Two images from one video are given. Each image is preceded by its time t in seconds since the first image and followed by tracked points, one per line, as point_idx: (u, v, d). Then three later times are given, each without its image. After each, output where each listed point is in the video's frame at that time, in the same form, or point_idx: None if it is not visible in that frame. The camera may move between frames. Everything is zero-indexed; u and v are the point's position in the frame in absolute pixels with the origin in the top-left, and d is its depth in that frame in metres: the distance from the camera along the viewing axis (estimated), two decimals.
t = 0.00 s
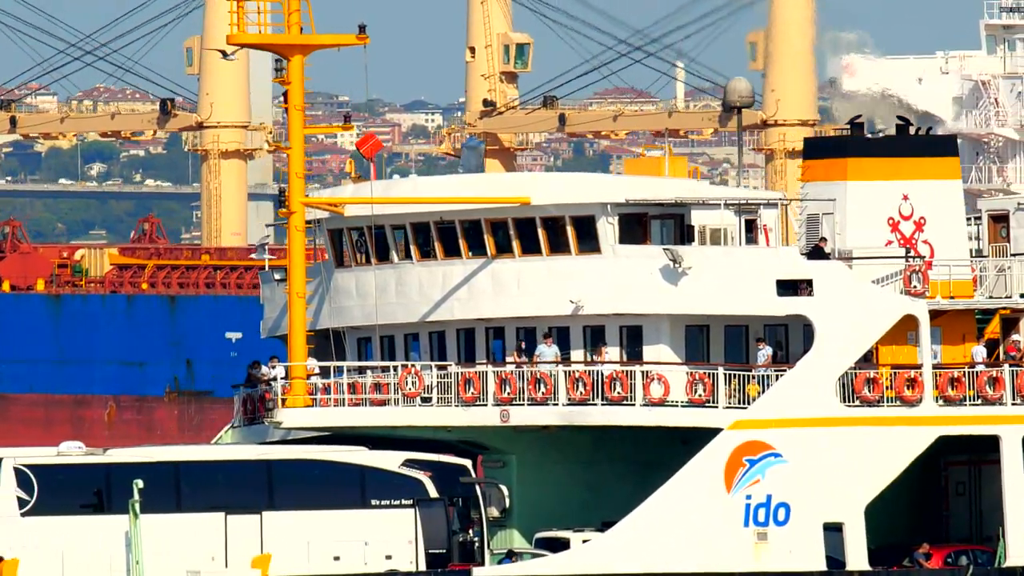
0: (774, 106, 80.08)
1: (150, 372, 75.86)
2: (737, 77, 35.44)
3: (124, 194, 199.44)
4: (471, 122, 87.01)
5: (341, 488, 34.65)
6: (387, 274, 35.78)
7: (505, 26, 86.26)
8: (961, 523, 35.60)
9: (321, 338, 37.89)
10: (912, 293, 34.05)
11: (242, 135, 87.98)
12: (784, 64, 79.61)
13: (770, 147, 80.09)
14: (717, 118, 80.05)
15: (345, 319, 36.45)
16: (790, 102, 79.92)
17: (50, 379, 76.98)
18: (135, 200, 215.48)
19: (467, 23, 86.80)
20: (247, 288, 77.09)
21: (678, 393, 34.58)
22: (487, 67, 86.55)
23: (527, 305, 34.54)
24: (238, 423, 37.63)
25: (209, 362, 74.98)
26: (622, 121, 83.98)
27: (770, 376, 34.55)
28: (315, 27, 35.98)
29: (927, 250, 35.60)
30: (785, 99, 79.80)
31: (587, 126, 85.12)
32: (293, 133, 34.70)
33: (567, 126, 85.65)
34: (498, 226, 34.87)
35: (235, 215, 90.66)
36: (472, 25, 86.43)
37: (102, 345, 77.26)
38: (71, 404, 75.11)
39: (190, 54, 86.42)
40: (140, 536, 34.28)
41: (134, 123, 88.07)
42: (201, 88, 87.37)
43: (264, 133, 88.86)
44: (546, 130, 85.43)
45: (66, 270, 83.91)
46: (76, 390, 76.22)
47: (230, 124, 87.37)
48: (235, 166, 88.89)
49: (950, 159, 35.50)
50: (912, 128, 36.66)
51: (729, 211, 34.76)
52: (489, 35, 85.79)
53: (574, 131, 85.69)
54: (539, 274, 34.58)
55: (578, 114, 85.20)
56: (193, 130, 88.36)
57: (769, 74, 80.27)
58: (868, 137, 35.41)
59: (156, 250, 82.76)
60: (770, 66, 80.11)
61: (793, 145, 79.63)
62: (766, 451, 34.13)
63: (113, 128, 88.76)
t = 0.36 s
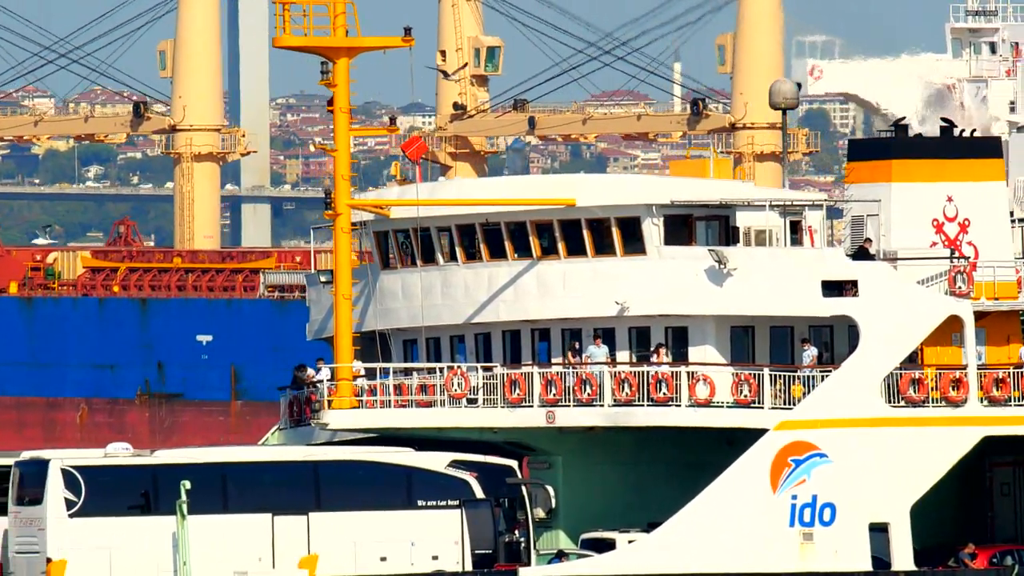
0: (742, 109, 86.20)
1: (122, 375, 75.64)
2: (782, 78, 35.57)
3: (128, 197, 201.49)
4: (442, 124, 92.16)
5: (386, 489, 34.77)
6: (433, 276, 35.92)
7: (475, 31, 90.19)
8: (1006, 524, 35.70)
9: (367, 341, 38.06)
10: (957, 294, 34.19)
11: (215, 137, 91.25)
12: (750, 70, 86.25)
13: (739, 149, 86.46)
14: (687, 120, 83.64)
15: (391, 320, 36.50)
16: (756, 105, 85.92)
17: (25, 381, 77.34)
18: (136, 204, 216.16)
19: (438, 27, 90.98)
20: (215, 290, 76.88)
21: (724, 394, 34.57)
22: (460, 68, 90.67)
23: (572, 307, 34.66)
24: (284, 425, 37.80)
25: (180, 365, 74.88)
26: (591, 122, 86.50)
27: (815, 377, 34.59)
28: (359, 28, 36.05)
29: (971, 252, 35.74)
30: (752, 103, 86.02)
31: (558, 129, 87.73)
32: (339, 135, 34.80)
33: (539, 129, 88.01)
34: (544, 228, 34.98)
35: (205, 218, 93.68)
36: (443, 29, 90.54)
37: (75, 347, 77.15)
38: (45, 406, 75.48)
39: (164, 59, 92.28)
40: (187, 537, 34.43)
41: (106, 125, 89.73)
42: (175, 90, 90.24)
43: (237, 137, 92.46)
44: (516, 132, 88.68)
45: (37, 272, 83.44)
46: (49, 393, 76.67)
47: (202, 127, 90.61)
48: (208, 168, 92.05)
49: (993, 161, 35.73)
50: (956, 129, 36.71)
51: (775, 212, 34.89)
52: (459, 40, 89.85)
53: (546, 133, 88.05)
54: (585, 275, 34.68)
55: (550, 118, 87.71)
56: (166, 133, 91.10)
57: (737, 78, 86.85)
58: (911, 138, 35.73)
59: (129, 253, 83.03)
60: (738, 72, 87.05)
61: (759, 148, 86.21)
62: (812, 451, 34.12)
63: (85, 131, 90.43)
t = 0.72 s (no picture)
0: (714, 114, 86.29)
1: (97, 380, 79.87)
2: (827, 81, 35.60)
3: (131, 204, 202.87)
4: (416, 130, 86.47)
5: (436, 493, 34.90)
6: (481, 280, 36.03)
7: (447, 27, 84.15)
8: None
9: (414, 346, 38.23)
10: (1004, 297, 34.28)
11: (192, 143, 93.35)
12: (721, 72, 86.30)
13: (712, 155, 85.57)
14: (658, 126, 85.34)
15: (440, 324, 36.63)
16: (728, 111, 86.11)
17: None
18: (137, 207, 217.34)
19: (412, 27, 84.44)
20: (189, 295, 81.96)
21: (773, 397, 34.78)
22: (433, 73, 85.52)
23: (620, 310, 34.74)
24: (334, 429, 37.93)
25: (154, 370, 78.69)
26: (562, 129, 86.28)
27: (863, 379, 34.52)
28: (407, 31, 36.09)
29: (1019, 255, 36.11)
30: (724, 109, 86.25)
31: (532, 134, 87.09)
32: (388, 140, 34.84)
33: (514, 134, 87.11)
34: (592, 232, 35.08)
35: (181, 225, 95.61)
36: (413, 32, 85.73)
37: (51, 353, 81.79)
38: (20, 412, 79.23)
39: (139, 63, 94.59)
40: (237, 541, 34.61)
41: (81, 130, 92.38)
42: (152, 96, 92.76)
43: (213, 143, 94.43)
44: (489, 136, 86.83)
45: (16, 278, 89.31)
46: (25, 397, 81.21)
47: (178, 132, 92.92)
48: (184, 173, 93.93)
49: None
50: (1003, 133, 36.97)
51: (822, 216, 35.06)
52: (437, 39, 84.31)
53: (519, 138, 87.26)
54: (634, 279, 34.73)
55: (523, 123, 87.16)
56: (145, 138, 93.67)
57: (709, 84, 86.90)
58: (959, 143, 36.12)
59: (105, 258, 89.71)
60: (710, 78, 86.79)
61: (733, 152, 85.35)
62: (861, 453, 34.03)
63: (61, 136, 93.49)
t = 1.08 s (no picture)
0: (685, 123, 86.81)
1: (71, 389, 85.03)
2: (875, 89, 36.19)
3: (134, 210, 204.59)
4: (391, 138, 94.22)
5: (486, 499, 35.03)
6: (529, 287, 36.37)
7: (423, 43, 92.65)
8: None
9: (465, 352, 38.70)
10: None
11: (167, 151, 98.26)
12: (693, 83, 86.49)
13: (682, 164, 86.81)
14: (632, 134, 88.04)
15: (489, 332, 37.12)
16: (699, 118, 86.49)
17: None
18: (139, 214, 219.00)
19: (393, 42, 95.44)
20: (164, 303, 87.31)
21: (820, 404, 34.73)
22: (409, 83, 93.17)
23: (668, 317, 34.87)
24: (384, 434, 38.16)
25: (129, 377, 83.99)
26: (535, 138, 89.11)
27: (911, 386, 34.60)
28: (456, 37, 36.22)
29: None
30: (696, 118, 86.49)
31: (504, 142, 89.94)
32: (435, 147, 34.97)
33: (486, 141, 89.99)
34: (640, 239, 35.28)
35: (157, 233, 100.82)
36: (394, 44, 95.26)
37: (27, 362, 86.91)
38: None
39: (116, 73, 100.03)
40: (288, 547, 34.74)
41: (60, 139, 97.06)
42: (129, 105, 97.65)
43: (189, 153, 99.78)
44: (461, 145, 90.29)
45: None
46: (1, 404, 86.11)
47: (154, 141, 97.72)
48: (160, 182, 99.34)
49: None
50: None
51: (870, 223, 35.16)
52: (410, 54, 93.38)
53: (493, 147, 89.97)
54: (682, 285, 34.90)
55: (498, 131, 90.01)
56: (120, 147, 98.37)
57: (681, 92, 87.12)
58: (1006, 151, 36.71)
59: (80, 267, 94.80)
60: (682, 86, 87.04)
61: (703, 162, 86.44)
62: (908, 459, 33.92)
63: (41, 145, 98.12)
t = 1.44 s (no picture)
0: (656, 130, 85.62)
1: (44, 396, 84.98)
2: (926, 97, 36.03)
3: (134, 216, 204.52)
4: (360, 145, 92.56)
5: (533, 503, 35.17)
6: (576, 293, 36.56)
7: (394, 50, 93.02)
8: None
9: (512, 358, 38.87)
10: None
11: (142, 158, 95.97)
12: (664, 89, 85.70)
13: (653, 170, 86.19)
14: (601, 141, 86.29)
15: (535, 337, 37.30)
16: (670, 126, 85.51)
17: None
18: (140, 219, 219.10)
19: (361, 47, 93.30)
20: (138, 310, 86.91)
21: (866, 408, 34.72)
22: (380, 89, 93.10)
23: (715, 322, 34.99)
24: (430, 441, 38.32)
25: (101, 384, 83.77)
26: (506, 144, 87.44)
27: (956, 390, 34.46)
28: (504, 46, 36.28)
29: None
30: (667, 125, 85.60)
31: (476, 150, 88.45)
32: (483, 153, 35.14)
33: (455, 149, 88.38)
34: (686, 244, 35.34)
35: (132, 239, 98.28)
36: (365, 51, 92.89)
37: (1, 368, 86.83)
38: None
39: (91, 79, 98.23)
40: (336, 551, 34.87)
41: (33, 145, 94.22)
42: (103, 113, 95.62)
43: (164, 159, 97.43)
44: (434, 152, 88.64)
45: None
46: None
47: (129, 148, 95.54)
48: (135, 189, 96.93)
49: None
50: None
51: (916, 229, 35.18)
52: (380, 61, 92.34)
53: (464, 155, 88.58)
54: (728, 290, 34.96)
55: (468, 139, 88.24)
56: (94, 154, 96.27)
57: (651, 100, 86.34)
58: None
59: (55, 274, 93.67)
60: (652, 93, 86.22)
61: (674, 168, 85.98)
62: (954, 463, 33.89)
63: (12, 151, 95.05)
